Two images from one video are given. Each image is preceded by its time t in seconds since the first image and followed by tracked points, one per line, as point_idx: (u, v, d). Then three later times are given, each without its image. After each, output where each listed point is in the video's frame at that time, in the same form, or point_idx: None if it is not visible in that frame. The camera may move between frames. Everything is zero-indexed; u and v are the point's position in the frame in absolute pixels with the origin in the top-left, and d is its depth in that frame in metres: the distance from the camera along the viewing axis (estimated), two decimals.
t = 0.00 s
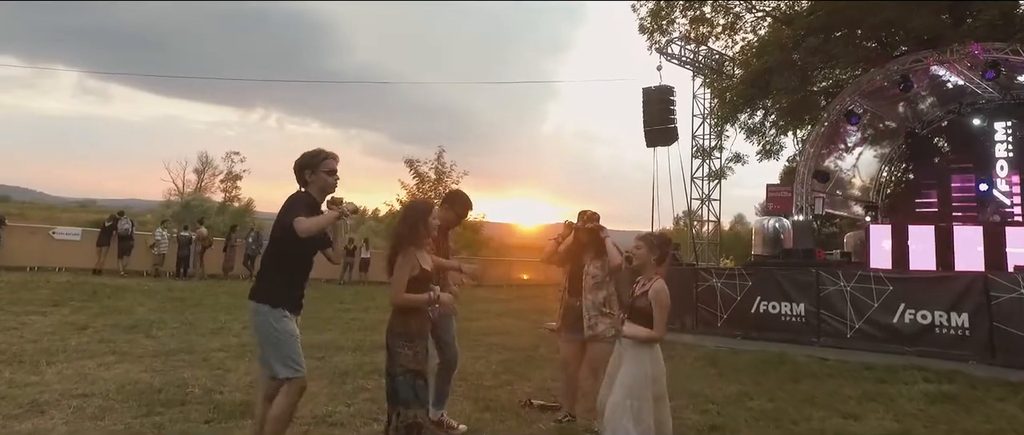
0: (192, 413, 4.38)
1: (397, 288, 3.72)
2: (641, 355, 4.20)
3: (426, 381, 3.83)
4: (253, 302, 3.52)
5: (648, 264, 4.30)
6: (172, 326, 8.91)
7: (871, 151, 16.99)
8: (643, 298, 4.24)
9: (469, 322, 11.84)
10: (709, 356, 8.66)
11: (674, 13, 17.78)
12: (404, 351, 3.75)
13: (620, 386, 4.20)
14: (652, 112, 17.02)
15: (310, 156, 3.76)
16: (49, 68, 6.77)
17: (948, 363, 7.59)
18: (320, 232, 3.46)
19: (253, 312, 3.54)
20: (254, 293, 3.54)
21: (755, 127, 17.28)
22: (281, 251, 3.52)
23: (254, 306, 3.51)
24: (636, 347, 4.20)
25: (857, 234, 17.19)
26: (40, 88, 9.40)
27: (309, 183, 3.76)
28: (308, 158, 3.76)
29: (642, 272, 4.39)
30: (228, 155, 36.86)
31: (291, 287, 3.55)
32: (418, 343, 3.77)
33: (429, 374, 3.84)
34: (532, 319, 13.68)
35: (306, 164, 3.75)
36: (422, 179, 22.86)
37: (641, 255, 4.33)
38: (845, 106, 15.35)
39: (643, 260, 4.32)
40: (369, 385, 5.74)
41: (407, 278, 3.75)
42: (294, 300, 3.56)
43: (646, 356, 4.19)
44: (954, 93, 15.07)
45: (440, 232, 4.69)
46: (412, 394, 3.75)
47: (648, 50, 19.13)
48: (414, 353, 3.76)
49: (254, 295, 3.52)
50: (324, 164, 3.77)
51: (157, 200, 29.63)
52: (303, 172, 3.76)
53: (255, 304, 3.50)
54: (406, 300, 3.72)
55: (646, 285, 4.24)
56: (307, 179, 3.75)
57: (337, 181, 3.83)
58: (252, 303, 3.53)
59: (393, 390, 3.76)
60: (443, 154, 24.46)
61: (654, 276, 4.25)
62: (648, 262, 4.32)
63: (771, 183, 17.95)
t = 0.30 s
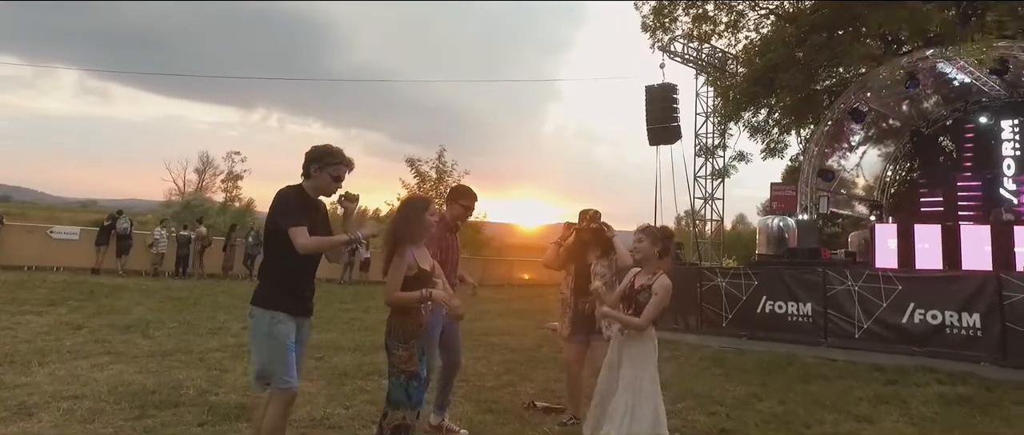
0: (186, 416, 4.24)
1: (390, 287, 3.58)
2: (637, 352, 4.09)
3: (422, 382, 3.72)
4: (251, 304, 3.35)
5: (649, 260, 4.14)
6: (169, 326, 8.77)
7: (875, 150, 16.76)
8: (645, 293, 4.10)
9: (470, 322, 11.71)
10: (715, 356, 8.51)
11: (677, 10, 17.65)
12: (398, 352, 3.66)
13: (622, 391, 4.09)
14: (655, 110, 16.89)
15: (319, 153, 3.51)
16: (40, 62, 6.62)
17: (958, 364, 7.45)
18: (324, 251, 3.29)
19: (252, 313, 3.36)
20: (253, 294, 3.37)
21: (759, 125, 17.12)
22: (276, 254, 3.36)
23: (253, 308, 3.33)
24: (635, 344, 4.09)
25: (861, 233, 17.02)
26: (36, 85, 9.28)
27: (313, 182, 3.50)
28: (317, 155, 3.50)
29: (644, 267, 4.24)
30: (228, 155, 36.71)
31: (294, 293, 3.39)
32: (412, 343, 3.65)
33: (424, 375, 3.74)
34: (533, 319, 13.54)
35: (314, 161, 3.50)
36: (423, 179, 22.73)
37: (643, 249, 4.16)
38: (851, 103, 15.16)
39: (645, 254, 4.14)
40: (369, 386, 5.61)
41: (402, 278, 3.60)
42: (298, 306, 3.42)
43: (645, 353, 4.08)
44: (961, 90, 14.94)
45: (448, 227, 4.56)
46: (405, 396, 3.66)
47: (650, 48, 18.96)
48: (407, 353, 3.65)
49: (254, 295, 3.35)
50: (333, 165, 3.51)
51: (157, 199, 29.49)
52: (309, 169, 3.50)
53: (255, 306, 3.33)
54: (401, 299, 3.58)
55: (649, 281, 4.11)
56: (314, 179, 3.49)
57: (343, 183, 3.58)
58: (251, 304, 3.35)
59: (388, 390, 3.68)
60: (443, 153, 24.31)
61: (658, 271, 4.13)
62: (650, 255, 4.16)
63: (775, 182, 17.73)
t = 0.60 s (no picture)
0: (178, 420, 4.10)
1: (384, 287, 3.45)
2: (627, 347, 3.99)
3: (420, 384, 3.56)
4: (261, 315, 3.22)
5: (638, 257, 4.06)
6: (165, 326, 8.64)
7: (878, 150, 16.78)
8: (632, 289, 4.02)
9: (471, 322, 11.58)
10: (721, 357, 8.37)
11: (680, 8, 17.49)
12: (394, 356, 3.51)
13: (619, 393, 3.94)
14: (657, 108, 16.73)
15: (313, 161, 3.29)
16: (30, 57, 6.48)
17: (969, 365, 7.32)
18: (321, 264, 3.17)
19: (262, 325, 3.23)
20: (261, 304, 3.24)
21: (762, 123, 16.95)
22: (271, 269, 3.20)
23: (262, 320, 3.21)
24: (625, 342, 3.99)
25: (866, 233, 16.88)
26: (30, 83, 9.12)
27: (306, 190, 3.29)
28: (311, 163, 3.29)
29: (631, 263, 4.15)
30: (228, 154, 36.56)
31: (298, 298, 3.22)
32: (405, 346, 3.51)
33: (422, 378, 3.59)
34: (535, 318, 13.40)
35: (308, 168, 3.29)
36: (423, 178, 22.57)
37: (632, 245, 4.07)
38: (856, 101, 14.98)
39: (636, 251, 4.04)
40: (368, 388, 5.47)
41: (398, 279, 3.47)
42: (305, 306, 3.24)
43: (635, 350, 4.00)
44: (967, 88, 14.78)
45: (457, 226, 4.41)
46: (402, 401, 3.50)
47: (653, 46, 18.79)
48: (402, 356, 3.50)
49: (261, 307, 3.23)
50: (330, 172, 3.30)
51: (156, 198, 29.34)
52: (302, 176, 3.28)
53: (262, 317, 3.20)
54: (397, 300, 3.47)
55: (638, 277, 4.04)
56: (306, 188, 3.28)
57: (337, 193, 3.37)
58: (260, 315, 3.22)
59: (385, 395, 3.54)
60: (444, 152, 24.15)
61: (648, 269, 4.07)
62: (640, 251, 4.07)
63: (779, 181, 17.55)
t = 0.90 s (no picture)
0: (172, 424, 3.99)
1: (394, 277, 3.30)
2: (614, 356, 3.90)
3: (416, 387, 3.47)
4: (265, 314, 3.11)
5: (626, 267, 4.00)
6: (163, 327, 8.53)
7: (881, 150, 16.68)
8: (620, 301, 3.96)
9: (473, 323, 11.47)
10: (725, 359, 8.27)
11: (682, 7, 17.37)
12: (393, 356, 3.40)
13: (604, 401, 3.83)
14: (660, 107, 16.62)
15: (323, 151, 3.17)
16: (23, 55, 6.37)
17: (979, 368, 7.26)
18: (331, 262, 3.05)
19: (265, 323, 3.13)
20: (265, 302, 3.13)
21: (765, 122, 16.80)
22: (276, 264, 3.09)
23: (266, 317, 3.09)
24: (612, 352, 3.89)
25: (869, 233, 16.77)
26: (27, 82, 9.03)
27: (315, 182, 3.18)
28: (319, 152, 3.17)
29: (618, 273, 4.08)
30: (229, 154, 36.42)
31: (303, 296, 3.08)
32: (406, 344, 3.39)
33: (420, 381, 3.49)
34: (536, 319, 13.28)
35: (317, 157, 3.16)
36: (424, 178, 22.43)
37: (620, 255, 4.01)
38: (860, 100, 14.76)
39: (624, 261, 3.98)
40: (367, 391, 5.38)
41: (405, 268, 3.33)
42: (308, 303, 3.09)
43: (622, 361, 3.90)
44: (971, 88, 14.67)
45: (462, 221, 4.29)
46: (401, 404, 3.41)
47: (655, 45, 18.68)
48: (402, 356, 3.40)
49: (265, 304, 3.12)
50: (340, 161, 3.19)
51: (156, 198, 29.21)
52: (310, 168, 3.16)
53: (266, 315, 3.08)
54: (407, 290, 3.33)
55: (625, 287, 3.97)
56: (316, 180, 3.17)
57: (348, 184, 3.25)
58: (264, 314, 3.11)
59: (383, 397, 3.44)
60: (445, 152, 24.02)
61: (635, 279, 4.00)
62: (627, 262, 4.01)
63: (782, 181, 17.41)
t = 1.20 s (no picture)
0: (167, 428, 3.88)
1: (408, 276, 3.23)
2: (605, 355, 3.85)
3: (424, 394, 3.35)
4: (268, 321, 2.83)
5: (621, 263, 3.98)
6: (161, 327, 8.43)
7: (884, 149, 16.68)
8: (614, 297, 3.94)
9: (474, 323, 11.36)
10: (730, 359, 8.17)
11: (683, 5, 17.27)
12: (399, 360, 3.29)
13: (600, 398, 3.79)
14: (662, 106, 16.51)
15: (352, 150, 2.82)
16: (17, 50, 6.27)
17: (989, 369, 7.20)
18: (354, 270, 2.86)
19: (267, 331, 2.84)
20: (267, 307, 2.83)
21: (768, 121, 16.67)
22: (287, 271, 2.77)
23: (269, 326, 2.81)
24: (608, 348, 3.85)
25: (873, 232, 16.67)
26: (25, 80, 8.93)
27: (338, 185, 2.85)
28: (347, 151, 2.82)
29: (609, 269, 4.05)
30: (229, 153, 36.30)
31: (311, 308, 2.81)
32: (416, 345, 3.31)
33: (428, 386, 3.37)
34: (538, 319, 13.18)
35: (342, 158, 2.81)
36: (424, 177, 22.30)
37: (614, 253, 4.00)
38: (863, 99, 14.52)
39: (618, 259, 3.96)
40: (367, 393, 5.27)
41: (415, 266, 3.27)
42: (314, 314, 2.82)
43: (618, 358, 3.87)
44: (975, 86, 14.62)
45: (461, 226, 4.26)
46: (407, 411, 3.27)
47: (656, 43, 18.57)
48: (410, 358, 3.30)
49: (268, 311, 2.82)
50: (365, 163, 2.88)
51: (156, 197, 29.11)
52: (333, 168, 2.81)
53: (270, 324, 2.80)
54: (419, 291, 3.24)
55: (619, 283, 3.95)
56: (339, 182, 2.84)
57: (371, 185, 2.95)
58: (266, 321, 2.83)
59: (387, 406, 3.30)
60: (445, 151, 23.90)
61: (628, 275, 3.98)
62: (621, 259, 3.99)
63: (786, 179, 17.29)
